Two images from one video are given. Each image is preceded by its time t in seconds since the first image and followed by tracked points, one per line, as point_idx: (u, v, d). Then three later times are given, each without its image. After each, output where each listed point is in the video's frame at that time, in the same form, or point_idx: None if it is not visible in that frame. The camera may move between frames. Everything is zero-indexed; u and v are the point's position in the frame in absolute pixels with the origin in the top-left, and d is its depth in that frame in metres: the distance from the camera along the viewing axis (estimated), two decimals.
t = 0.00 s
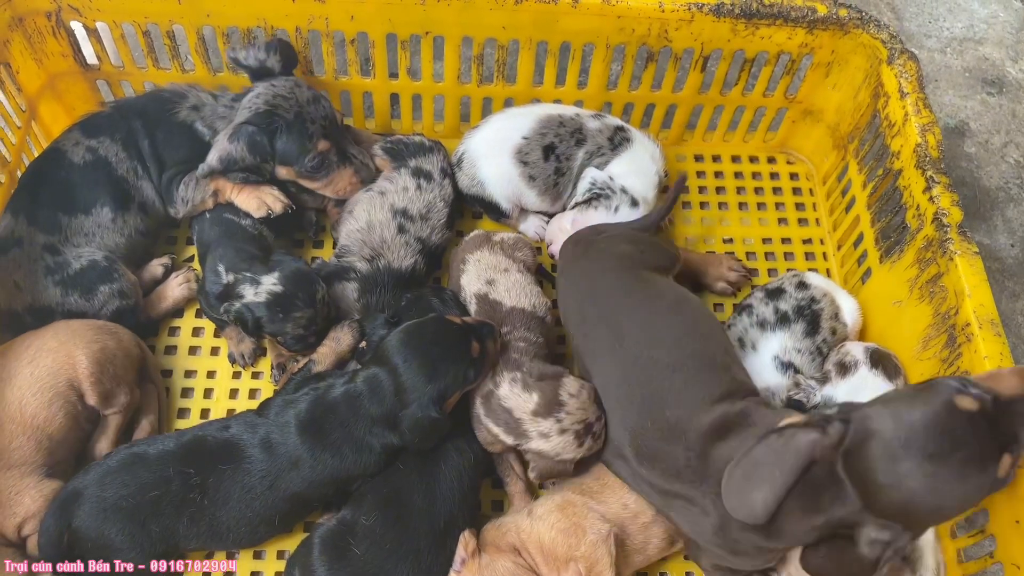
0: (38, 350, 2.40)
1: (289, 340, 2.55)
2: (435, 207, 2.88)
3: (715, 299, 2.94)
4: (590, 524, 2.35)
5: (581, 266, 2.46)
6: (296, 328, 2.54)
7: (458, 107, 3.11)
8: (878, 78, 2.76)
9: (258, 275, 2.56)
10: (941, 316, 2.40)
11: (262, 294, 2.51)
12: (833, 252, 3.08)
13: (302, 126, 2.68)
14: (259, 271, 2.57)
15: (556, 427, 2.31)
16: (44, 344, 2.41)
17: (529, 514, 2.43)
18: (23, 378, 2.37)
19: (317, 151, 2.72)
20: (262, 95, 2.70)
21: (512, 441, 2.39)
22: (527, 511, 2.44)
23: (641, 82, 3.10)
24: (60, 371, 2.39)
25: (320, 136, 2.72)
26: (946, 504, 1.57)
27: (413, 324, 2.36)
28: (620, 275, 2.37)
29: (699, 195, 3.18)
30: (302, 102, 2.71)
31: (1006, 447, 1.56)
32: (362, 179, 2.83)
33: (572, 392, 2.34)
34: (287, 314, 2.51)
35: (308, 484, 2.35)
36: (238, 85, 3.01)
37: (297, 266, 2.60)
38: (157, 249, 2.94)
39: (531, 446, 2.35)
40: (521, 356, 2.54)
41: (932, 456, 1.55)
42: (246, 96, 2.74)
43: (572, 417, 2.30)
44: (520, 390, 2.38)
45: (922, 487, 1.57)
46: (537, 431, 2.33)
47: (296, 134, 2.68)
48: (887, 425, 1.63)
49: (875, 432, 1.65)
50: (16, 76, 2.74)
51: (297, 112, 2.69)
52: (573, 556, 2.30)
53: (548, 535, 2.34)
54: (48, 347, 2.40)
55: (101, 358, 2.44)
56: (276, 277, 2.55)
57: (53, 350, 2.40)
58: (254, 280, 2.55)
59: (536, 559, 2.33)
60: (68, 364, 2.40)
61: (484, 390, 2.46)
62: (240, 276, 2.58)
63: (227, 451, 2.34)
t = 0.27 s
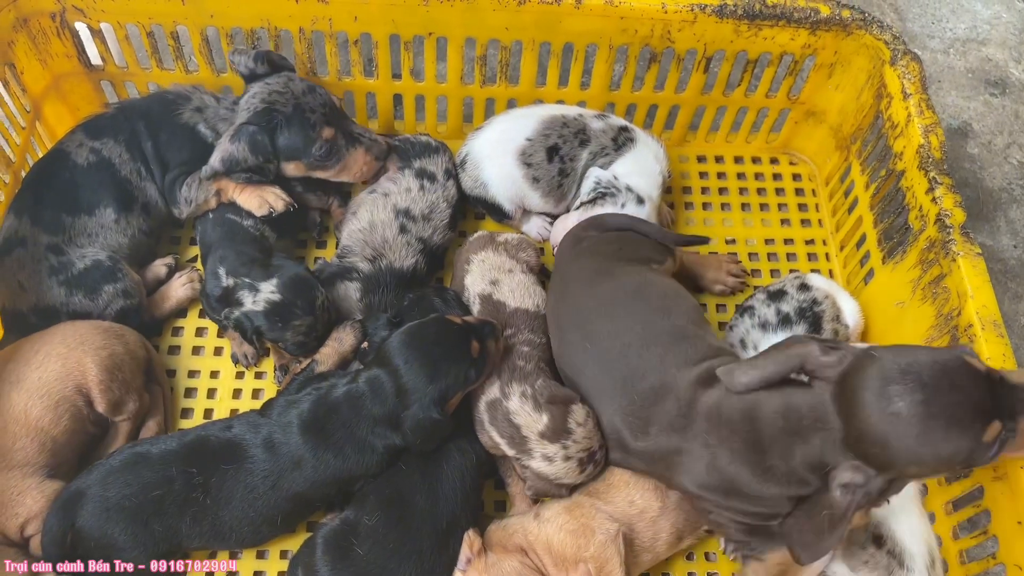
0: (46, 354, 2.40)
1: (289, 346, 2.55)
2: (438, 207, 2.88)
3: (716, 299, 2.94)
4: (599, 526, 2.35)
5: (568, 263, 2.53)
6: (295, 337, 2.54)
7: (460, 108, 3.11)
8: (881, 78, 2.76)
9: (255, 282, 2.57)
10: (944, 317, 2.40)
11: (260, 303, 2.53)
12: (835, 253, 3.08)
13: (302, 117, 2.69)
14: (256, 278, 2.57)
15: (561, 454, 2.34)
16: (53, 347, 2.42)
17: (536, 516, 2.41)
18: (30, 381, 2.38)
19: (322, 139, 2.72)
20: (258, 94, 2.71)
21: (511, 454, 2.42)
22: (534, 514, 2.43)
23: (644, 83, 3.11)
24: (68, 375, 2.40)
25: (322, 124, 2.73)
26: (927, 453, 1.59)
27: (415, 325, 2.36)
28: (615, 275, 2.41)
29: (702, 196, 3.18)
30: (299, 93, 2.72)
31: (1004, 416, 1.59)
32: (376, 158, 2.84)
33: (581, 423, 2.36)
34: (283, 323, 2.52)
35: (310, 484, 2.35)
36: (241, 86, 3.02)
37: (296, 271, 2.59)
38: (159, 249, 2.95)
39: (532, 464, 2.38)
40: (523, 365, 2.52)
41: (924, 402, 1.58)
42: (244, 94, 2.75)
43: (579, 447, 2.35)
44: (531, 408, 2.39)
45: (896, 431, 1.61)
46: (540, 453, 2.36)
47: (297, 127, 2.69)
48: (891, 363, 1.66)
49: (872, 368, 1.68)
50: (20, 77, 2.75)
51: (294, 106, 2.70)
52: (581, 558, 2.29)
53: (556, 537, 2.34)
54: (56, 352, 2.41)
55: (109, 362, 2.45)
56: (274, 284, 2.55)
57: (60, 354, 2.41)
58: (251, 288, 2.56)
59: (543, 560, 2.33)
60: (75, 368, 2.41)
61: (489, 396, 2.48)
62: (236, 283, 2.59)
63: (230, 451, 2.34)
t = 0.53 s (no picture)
0: (49, 353, 2.41)
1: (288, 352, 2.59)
2: (440, 208, 2.88)
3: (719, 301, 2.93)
4: (602, 525, 2.34)
5: (582, 264, 2.50)
6: (280, 346, 2.55)
7: (463, 108, 3.11)
8: (883, 79, 2.76)
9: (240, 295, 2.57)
10: (946, 318, 2.40)
11: (241, 319, 2.53)
12: (838, 253, 3.08)
13: (307, 115, 2.70)
14: (240, 291, 2.57)
15: (562, 464, 2.34)
16: (55, 347, 2.42)
17: (540, 519, 2.41)
18: (33, 380, 2.38)
19: (328, 137, 2.73)
20: (262, 93, 2.71)
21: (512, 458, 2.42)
22: (537, 516, 2.42)
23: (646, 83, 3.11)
24: (71, 374, 2.41)
25: (327, 122, 2.73)
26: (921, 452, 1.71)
27: (417, 325, 2.37)
28: (617, 274, 2.40)
29: (704, 196, 3.18)
30: (303, 92, 2.72)
31: (968, 421, 1.79)
32: (379, 155, 2.87)
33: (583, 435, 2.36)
34: (266, 337, 2.52)
35: (312, 484, 2.36)
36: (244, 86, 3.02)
37: (278, 284, 2.57)
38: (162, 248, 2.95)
39: (532, 470, 2.38)
40: (527, 369, 2.52)
41: (913, 404, 1.72)
42: (250, 88, 2.76)
43: (580, 458, 2.35)
44: (535, 415, 2.39)
45: (891, 438, 1.72)
46: (541, 460, 2.35)
47: (302, 124, 2.69)
48: (870, 374, 1.80)
49: (851, 380, 1.81)
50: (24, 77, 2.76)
51: (299, 104, 2.70)
52: (584, 560, 2.30)
53: (559, 539, 2.34)
54: (58, 351, 2.41)
55: (112, 362, 2.46)
56: (254, 298, 2.54)
57: (63, 354, 2.41)
58: (235, 301, 2.57)
59: (545, 562, 2.34)
60: (78, 368, 2.41)
61: (492, 399, 2.47)
62: (222, 295, 2.59)
63: (232, 450, 2.34)
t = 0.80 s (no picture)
0: (57, 351, 2.42)
1: (295, 348, 2.60)
2: (446, 207, 2.88)
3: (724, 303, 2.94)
4: (608, 526, 2.35)
5: (575, 266, 2.52)
6: (292, 336, 2.56)
7: (469, 107, 3.12)
8: (890, 79, 2.76)
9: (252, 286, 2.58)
10: (952, 318, 2.40)
11: (255, 306, 2.55)
12: (844, 254, 3.07)
13: (319, 115, 2.70)
14: (251, 282, 2.59)
15: (568, 468, 2.34)
16: (62, 345, 2.43)
17: (546, 518, 2.41)
18: (41, 377, 2.39)
19: (337, 137, 2.75)
20: (272, 90, 2.71)
21: (520, 461, 2.43)
22: (544, 516, 2.43)
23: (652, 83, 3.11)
24: (80, 372, 2.41)
25: (338, 123, 2.75)
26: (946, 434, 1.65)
27: (424, 325, 2.37)
28: (615, 276, 2.43)
29: (710, 196, 3.18)
30: (314, 91, 2.72)
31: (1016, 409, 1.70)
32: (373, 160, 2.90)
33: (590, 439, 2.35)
34: (278, 325, 2.53)
35: (318, 483, 2.36)
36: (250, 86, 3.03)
37: (291, 273, 2.60)
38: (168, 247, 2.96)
39: (539, 472, 2.39)
40: (534, 370, 2.52)
41: (953, 383, 1.65)
42: (255, 85, 2.75)
43: (587, 462, 2.34)
44: (544, 419, 2.39)
45: (923, 412, 1.66)
46: (548, 463, 2.36)
47: (314, 124, 2.69)
48: (917, 346, 1.74)
49: (897, 350, 1.75)
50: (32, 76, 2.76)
51: (311, 103, 2.70)
52: (591, 560, 2.30)
53: (566, 539, 2.34)
54: (67, 349, 2.42)
55: (120, 360, 2.47)
56: (267, 288, 2.56)
57: (71, 351, 2.42)
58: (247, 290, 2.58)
59: (552, 561, 2.34)
60: (86, 366, 2.42)
61: (501, 401, 2.48)
62: (232, 287, 2.60)
63: (239, 449, 2.35)
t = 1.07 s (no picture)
0: (66, 350, 2.42)
1: (302, 349, 2.59)
2: (452, 208, 2.88)
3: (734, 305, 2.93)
4: (616, 526, 2.34)
5: (587, 265, 2.51)
6: (300, 338, 2.56)
7: (476, 108, 3.11)
8: (898, 81, 2.75)
9: (260, 289, 2.58)
10: (960, 321, 2.39)
11: (263, 309, 2.55)
12: (851, 256, 3.07)
13: (326, 113, 2.70)
14: (259, 283, 2.59)
15: (582, 467, 2.34)
16: (71, 345, 2.43)
17: (553, 519, 2.41)
18: (49, 377, 2.40)
19: (343, 136, 2.76)
20: (278, 89, 2.68)
21: (532, 460, 2.43)
22: (550, 517, 2.42)
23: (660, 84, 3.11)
24: (88, 371, 2.42)
25: (343, 121, 2.76)
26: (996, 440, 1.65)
27: (431, 326, 2.37)
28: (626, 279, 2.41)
29: (717, 197, 3.17)
30: (320, 90, 2.72)
31: None
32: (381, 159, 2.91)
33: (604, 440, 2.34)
34: (287, 327, 2.54)
35: (325, 483, 2.36)
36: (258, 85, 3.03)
37: (300, 275, 2.60)
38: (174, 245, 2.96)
39: (552, 472, 2.39)
40: (544, 370, 2.52)
41: (1004, 388, 1.65)
42: (261, 83, 2.74)
43: (600, 462, 2.34)
44: (557, 420, 2.38)
45: (969, 411, 1.67)
46: (561, 462, 2.36)
47: (321, 122, 2.70)
48: (968, 352, 1.74)
49: (951, 351, 1.76)
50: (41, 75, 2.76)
51: (318, 102, 2.70)
52: (598, 561, 2.30)
53: (573, 541, 2.34)
54: (75, 348, 2.43)
55: (129, 359, 2.47)
56: (277, 289, 2.56)
57: (80, 351, 2.43)
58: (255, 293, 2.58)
59: (558, 563, 2.34)
60: (94, 365, 2.43)
61: (512, 402, 2.48)
62: (241, 288, 2.60)
63: (246, 450, 2.35)
